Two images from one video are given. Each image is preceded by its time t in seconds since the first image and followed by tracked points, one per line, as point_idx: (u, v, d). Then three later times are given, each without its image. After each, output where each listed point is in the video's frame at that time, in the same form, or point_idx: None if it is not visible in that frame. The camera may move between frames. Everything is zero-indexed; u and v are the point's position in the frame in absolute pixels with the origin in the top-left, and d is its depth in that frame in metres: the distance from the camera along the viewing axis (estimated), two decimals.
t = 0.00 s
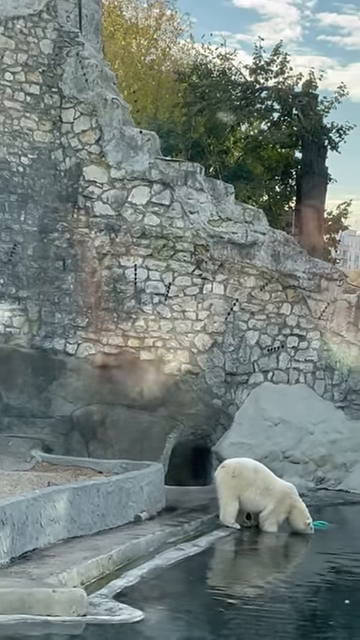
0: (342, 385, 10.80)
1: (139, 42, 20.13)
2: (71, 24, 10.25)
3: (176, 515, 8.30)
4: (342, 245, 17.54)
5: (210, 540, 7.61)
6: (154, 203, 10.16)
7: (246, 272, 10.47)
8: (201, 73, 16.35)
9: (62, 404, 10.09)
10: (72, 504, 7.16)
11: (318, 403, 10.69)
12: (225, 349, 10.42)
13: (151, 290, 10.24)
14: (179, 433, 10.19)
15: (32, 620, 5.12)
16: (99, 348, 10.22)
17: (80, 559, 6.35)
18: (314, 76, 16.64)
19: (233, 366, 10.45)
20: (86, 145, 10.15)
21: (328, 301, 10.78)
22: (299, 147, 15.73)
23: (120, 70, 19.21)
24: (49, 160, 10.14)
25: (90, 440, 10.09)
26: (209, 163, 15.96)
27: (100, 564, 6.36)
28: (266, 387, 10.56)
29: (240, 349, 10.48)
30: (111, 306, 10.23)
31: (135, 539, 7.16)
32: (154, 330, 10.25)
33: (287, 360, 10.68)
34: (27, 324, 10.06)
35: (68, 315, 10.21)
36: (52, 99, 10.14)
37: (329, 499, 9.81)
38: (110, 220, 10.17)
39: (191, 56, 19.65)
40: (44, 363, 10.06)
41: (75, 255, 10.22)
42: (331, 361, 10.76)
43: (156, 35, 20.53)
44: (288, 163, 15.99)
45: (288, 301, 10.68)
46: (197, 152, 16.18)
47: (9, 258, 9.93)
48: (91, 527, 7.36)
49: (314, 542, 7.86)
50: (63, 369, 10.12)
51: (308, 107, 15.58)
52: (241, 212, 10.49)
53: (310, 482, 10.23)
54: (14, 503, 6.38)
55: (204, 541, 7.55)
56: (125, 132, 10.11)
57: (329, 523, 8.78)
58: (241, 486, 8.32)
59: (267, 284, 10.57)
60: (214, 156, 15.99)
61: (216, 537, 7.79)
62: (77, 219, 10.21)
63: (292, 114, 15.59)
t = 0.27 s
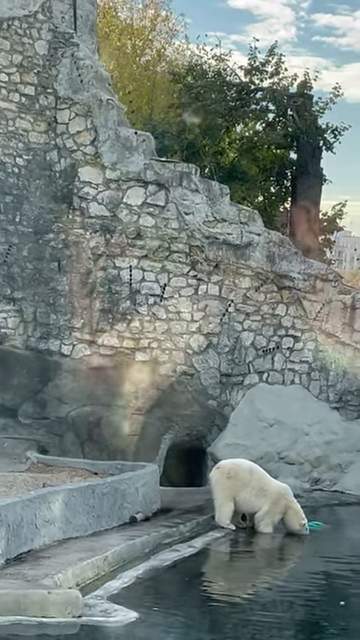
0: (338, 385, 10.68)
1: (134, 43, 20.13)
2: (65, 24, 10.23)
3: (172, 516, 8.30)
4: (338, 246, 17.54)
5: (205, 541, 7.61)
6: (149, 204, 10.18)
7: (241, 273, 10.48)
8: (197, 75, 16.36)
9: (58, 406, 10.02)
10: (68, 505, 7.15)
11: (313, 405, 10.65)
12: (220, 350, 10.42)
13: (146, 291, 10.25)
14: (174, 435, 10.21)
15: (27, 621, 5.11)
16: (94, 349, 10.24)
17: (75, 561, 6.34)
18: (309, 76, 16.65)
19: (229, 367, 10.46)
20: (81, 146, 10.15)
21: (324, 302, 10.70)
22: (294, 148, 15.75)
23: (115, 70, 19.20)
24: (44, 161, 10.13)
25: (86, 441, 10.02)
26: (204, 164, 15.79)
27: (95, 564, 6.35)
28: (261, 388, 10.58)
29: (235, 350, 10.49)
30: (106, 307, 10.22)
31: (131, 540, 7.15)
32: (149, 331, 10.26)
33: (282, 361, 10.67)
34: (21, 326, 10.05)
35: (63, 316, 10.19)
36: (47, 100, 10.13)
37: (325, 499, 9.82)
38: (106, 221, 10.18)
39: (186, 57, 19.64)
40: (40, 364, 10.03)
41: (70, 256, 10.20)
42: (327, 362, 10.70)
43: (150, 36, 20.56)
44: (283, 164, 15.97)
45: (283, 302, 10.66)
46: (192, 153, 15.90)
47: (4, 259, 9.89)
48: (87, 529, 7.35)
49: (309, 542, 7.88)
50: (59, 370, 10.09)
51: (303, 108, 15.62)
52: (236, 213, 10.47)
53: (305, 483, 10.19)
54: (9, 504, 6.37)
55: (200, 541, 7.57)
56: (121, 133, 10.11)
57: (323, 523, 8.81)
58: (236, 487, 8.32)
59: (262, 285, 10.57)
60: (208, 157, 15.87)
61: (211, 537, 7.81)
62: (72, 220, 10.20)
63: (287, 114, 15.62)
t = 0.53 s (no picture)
0: (334, 388, 10.76)
1: (130, 47, 20.15)
2: (61, 28, 10.19)
3: (167, 519, 8.30)
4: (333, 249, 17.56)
5: (200, 545, 7.61)
6: (145, 207, 10.18)
7: (237, 276, 10.48)
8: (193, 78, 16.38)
9: (53, 408, 10.10)
10: (63, 508, 7.15)
11: (310, 408, 10.69)
12: (216, 353, 10.42)
13: (142, 294, 10.21)
14: (170, 438, 10.23)
15: (23, 625, 5.11)
16: (89, 352, 10.21)
17: (71, 564, 6.34)
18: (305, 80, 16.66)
19: (224, 371, 10.45)
20: (77, 150, 10.15)
21: (319, 306, 10.73)
22: (290, 151, 15.77)
23: (111, 73, 19.20)
24: (40, 164, 10.12)
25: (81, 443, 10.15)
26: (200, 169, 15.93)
27: (91, 568, 6.35)
28: (257, 392, 10.58)
29: (231, 354, 10.47)
30: (102, 310, 10.17)
31: (126, 544, 7.15)
32: (145, 334, 10.22)
33: (278, 364, 10.68)
34: (17, 329, 10.02)
35: (59, 319, 10.16)
36: (43, 104, 10.11)
37: (320, 503, 9.83)
38: (101, 224, 10.15)
39: (182, 60, 19.66)
40: (35, 367, 10.06)
41: (66, 259, 10.17)
42: (322, 365, 10.75)
43: (147, 39, 20.59)
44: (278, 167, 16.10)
45: (279, 306, 10.68)
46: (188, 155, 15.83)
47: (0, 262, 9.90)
48: (82, 532, 7.34)
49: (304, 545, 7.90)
50: (54, 373, 10.12)
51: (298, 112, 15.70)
52: (232, 216, 10.46)
53: (301, 486, 10.23)
54: (5, 508, 6.37)
55: (195, 544, 7.60)
56: (116, 136, 10.13)
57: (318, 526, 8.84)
58: (232, 491, 8.32)
59: (258, 289, 10.58)
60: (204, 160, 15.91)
61: (207, 540, 7.82)
62: (68, 224, 10.19)
63: (283, 117, 15.66)
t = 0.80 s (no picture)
0: (329, 395, 10.75)
1: (126, 53, 20.20)
2: (58, 34, 10.21)
3: (163, 526, 8.29)
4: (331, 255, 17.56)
5: (196, 551, 7.60)
6: (141, 214, 10.18)
7: (234, 283, 10.50)
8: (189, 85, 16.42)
9: (49, 415, 10.03)
10: (59, 515, 7.14)
11: (306, 415, 10.69)
12: (212, 360, 10.42)
13: (138, 301, 10.22)
14: (165, 445, 10.24)
15: (18, 631, 5.09)
16: (86, 358, 10.18)
17: (67, 571, 6.33)
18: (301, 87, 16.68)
19: (221, 377, 10.45)
20: (74, 156, 10.16)
21: (315, 313, 10.71)
22: (286, 158, 15.80)
23: (108, 81, 19.24)
24: (37, 170, 10.11)
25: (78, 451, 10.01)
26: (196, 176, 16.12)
27: (87, 575, 6.34)
28: (253, 399, 10.57)
29: (227, 360, 10.48)
30: (98, 317, 10.14)
31: (122, 550, 7.14)
32: (141, 341, 10.24)
33: (274, 370, 10.67)
34: (13, 335, 9.94)
35: (55, 326, 10.11)
36: (39, 110, 10.12)
37: (316, 509, 9.83)
38: (97, 231, 10.14)
39: (178, 67, 19.68)
40: (31, 374, 9.98)
41: (62, 265, 10.13)
42: (319, 372, 10.75)
43: (143, 46, 20.65)
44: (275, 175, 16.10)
45: (275, 313, 10.68)
46: (184, 163, 15.93)
47: None
48: (78, 539, 7.34)
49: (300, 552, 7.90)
50: (51, 380, 10.06)
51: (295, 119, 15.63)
52: (228, 223, 10.48)
53: (297, 493, 10.23)
54: None
55: (191, 551, 7.58)
56: (113, 143, 10.14)
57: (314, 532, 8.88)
58: (228, 498, 8.30)
59: (254, 296, 10.59)
60: (201, 168, 15.97)
61: (202, 547, 7.81)
62: (64, 230, 10.18)
63: (279, 124, 15.67)
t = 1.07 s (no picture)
0: (326, 405, 10.76)
1: (123, 63, 20.25)
2: (55, 45, 10.21)
3: (159, 536, 8.29)
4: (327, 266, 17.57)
5: (192, 562, 7.60)
6: (138, 225, 10.18)
7: (230, 294, 10.49)
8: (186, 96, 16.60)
9: (45, 425, 10.03)
10: (55, 525, 7.14)
11: (302, 426, 10.69)
12: (208, 370, 10.41)
13: (135, 311, 10.20)
14: (162, 455, 10.26)
15: None
16: (82, 368, 10.16)
17: (63, 581, 6.32)
18: (297, 97, 16.72)
19: (217, 388, 10.45)
20: (70, 166, 10.17)
21: (312, 323, 10.78)
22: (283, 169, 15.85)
23: (105, 91, 19.29)
24: (33, 180, 10.12)
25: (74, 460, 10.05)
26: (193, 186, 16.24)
27: (83, 585, 6.33)
28: (249, 409, 10.59)
29: (223, 371, 10.48)
30: (95, 327, 10.13)
31: (118, 561, 7.13)
32: (137, 351, 10.22)
33: (270, 381, 10.68)
34: (10, 346, 9.93)
35: (51, 336, 10.08)
36: (36, 120, 10.12)
37: (312, 520, 9.84)
38: (94, 241, 10.14)
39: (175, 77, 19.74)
40: (27, 384, 9.96)
41: (58, 275, 10.14)
42: (315, 382, 10.77)
43: (139, 56, 20.72)
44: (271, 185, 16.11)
45: (271, 323, 10.69)
46: (181, 174, 15.94)
47: None
48: (74, 549, 7.33)
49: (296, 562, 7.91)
50: (47, 390, 10.04)
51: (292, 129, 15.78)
52: (225, 233, 10.50)
53: (293, 504, 10.20)
54: None
55: (187, 561, 7.58)
56: (109, 153, 10.16)
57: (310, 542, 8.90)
58: (223, 508, 8.29)
59: (251, 306, 10.59)
60: (197, 178, 16.03)
61: (198, 557, 7.81)
62: (61, 240, 10.18)
63: (276, 134, 15.67)
